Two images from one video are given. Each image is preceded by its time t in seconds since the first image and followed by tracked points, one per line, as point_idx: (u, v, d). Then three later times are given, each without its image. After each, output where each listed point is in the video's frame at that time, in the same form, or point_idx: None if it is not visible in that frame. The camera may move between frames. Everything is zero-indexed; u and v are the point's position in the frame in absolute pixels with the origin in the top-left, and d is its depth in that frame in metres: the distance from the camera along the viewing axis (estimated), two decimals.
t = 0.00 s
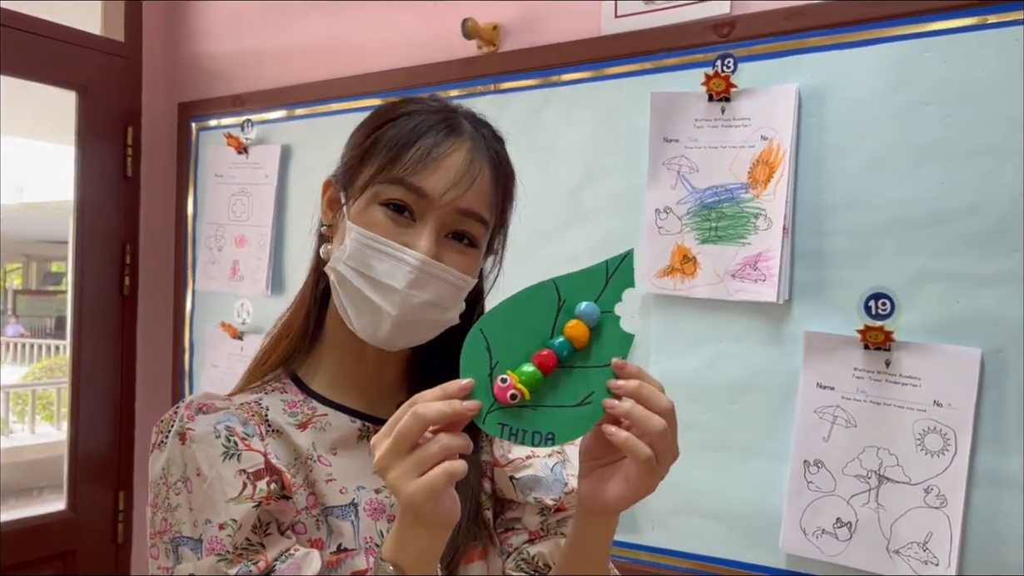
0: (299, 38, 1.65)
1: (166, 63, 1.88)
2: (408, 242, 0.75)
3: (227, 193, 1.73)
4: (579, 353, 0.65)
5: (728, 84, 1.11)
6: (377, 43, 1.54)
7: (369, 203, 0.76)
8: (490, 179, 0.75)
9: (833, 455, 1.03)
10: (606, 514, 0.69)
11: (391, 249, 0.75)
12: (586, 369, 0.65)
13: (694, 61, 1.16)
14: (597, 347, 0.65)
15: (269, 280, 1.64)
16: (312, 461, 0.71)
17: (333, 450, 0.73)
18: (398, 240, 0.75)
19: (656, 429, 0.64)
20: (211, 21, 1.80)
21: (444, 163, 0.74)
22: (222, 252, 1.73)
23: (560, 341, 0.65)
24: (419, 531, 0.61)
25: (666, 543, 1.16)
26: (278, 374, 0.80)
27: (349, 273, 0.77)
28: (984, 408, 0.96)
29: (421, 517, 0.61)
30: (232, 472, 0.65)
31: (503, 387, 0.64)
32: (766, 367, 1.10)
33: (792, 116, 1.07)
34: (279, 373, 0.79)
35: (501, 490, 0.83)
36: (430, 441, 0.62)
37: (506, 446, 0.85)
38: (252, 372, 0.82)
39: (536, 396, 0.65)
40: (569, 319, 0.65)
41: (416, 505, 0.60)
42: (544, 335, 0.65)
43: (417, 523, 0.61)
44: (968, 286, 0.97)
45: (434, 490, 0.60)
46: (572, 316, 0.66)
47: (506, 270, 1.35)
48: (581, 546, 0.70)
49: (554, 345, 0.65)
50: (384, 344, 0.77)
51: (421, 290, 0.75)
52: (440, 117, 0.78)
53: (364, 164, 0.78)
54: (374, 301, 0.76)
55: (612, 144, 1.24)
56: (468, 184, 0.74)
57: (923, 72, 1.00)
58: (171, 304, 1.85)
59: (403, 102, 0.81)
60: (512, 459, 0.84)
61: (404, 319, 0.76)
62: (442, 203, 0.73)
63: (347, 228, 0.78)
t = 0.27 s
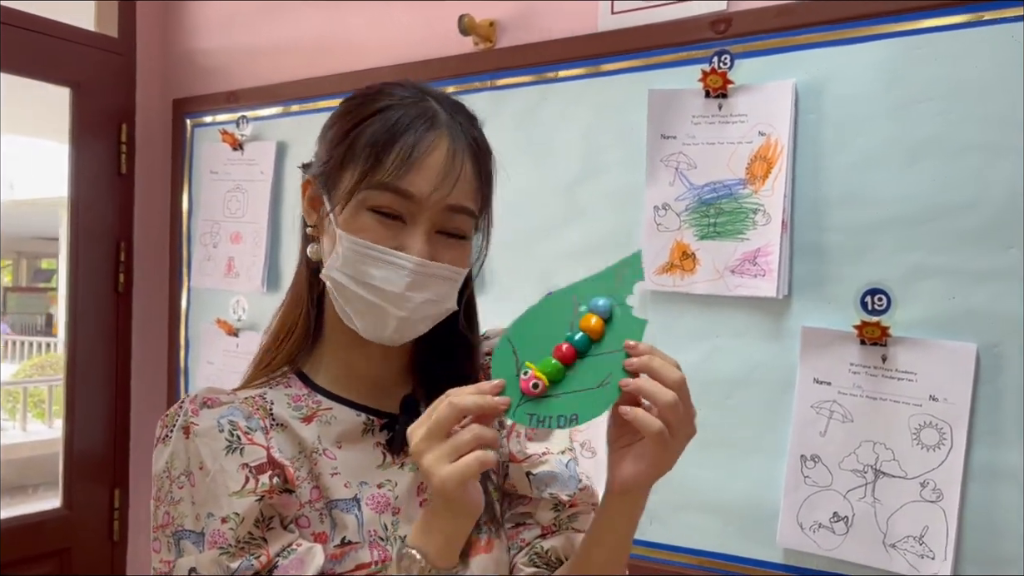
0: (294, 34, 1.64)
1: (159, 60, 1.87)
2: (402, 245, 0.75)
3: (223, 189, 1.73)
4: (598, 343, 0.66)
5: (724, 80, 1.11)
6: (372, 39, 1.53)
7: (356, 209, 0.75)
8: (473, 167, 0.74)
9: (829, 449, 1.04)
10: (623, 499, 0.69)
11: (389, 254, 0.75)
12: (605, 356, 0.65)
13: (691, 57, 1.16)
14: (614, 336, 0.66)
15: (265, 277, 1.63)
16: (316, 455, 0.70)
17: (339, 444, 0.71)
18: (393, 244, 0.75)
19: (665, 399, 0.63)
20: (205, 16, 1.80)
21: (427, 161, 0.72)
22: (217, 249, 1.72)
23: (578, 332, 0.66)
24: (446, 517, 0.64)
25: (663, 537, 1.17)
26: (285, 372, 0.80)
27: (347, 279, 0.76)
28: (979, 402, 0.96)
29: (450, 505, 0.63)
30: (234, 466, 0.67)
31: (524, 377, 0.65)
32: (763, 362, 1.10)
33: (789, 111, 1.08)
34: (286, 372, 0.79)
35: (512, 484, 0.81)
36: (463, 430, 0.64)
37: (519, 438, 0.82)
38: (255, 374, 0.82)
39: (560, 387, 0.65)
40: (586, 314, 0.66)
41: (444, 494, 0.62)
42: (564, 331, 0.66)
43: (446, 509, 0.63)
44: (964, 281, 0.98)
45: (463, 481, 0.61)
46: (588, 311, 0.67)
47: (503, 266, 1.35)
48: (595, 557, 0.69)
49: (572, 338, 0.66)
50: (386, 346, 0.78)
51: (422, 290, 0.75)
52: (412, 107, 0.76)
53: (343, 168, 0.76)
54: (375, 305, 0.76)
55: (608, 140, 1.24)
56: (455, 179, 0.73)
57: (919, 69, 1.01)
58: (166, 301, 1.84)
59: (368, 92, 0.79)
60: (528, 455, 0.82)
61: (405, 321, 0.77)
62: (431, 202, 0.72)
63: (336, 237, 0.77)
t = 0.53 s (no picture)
0: (291, 29, 1.65)
1: (156, 55, 1.87)
2: (433, 257, 0.76)
3: (221, 185, 1.73)
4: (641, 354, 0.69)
5: (722, 76, 1.13)
6: (370, 34, 1.54)
7: (384, 234, 0.74)
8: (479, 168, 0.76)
9: (826, 439, 1.05)
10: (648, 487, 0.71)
11: (422, 269, 0.76)
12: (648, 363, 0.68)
13: (688, 53, 1.17)
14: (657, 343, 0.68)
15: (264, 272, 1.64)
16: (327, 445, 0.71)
17: (349, 434, 0.73)
18: (422, 259, 0.76)
19: (681, 397, 0.65)
20: (201, 12, 1.80)
21: (447, 178, 0.73)
22: (215, 244, 1.72)
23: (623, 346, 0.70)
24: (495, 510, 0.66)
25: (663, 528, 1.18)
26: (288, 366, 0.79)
27: (380, 299, 0.75)
28: (973, 392, 0.98)
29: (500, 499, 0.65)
30: (249, 458, 0.66)
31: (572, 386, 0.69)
32: (761, 354, 1.12)
33: (786, 107, 1.09)
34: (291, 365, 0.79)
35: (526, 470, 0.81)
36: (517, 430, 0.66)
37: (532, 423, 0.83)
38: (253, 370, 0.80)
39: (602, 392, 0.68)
40: (631, 328, 0.70)
41: (491, 484, 0.64)
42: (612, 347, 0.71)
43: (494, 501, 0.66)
44: (958, 274, 1.00)
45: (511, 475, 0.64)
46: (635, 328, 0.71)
47: (503, 260, 1.36)
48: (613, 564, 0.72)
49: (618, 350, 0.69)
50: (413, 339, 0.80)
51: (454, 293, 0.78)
52: (405, 116, 0.73)
53: (351, 191, 0.74)
54: (411, 315, 0.77)
55: (607, 135, 1.25)
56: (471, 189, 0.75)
57: (914, 65, 1.02)
58: (163, 296, 1.84)
59: (342, 100, 0.74)
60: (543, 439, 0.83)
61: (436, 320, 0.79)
62: (456, 214, 0.74)
63: (357, 262, 0.76)
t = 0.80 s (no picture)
0: (294, 23, 1.66)
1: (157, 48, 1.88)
2: (439, 239, 0.74)
3: (223, 177, 1.75)
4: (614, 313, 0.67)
5: (724, 70, 1.15)
6: (373, 28, 1.55)
7: (389, 219, 0.73)
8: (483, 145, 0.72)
9: (825, 424, 1.08)
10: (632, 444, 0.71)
11: (428, 253, 0.74)
12: (626, 323, 0.66)
13: (689, 47, 1.20)
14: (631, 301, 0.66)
15: (268, 264, 1.65)
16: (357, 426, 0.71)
17: (378, 415, 0.73)
18: (428, 243, 0.74)
19: (682, 351, 0.68)
20: (202, 5, 1.81)
21: (446, 157, 0.69)
22: (218, 235, 1.74)
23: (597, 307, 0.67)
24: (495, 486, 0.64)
25: (665, 511, 1.21)
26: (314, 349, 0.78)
27: (392, 282, 0.75)
28: (967, 377, 1.01)
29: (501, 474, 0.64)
30: (285, 438, 0.67)
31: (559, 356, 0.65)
32: (761, 341, 1.14)
33: (786, 100, 1.12)
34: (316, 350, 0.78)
35: (545, 453, 0.82)
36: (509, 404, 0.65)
37: (552, 407, 0.82)
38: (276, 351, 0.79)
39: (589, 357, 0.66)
40: (597, 288, 0.67)
41: (491, 461, 0.63)
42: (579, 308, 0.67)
43: (492, 477, 0.64)
44: (952, 262, 1.03)
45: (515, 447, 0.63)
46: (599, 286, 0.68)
47: (506, 251, 1.38)
48: (592, 538, 0.73)
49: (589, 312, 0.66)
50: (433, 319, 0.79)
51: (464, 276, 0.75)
52: (405, 100, 0.71)
53: (357, 180, 0.72)
54: (422, 299, 0.75)
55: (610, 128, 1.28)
56: (473, 167, 0.71)
57: (910, 59, 1.05)
58: (165, 288, 1.85)
59: (347, 90, 0.73)
60: (563, 423, 0.82)
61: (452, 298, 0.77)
62: (458, 196, 0.71)
63: (366, 250, 0.75)
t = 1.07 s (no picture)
0: (299, 20, 1.68)
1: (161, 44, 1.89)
2: (433, 230, 0.75)
3: (229, 172, 1.76)
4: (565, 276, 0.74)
5: (727, 68, 1.18)
6: (378, 26, 1.58)
7: (387, 207, 0.76)
8: (481, 140, 0.74)
9: (826, 412, 1.11)
10: (587, 399, 0.76)
11: (422, 242, 0.75)
12: (570, 288, 0.74)
13: (693, 46, 1.22)
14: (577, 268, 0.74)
15: (275, 258, 1.67)
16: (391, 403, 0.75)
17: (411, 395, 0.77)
18: (425, 233, 0.76)
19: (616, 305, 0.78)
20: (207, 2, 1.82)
21: (438, 148, 0.72)
22: (224, 230, 1.75)
23: (551, 271, 0.72)
24: (484, 444, 0.69)
25: (670, 498, 1.24)
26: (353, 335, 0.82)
27: (394, 273, 0.77)
28: (964, 366, 1.04)
29: (490, 430, 0.69)
30: (325, 405, 0.71)
31: (528, 320, 0.71)
32: (764, 332, 1.17)
33: (788, 98, 1.15)
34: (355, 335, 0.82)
35: (558, 441, 0.84)
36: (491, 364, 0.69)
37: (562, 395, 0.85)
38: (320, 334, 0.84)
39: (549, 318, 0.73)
40: (549, 253, 0.73)
41: (486, 415, 0.68)
42: (534, 272, 0.72)
43: (485, 433, 0.69)
44: (950, 255, 1.06)
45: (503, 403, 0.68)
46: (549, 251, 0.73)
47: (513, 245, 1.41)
48: (585, 509, 0.76)
49: (544, 276, 0.72)
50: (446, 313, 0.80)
51: (460, 268, 0.76)
52: (412, 98, 0.75)
53: (366, 172, 0.77)
54: (421, 290, 0.77)
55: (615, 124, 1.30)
56: (464, 160, 0.73)
57: (909, 58, 1.08)
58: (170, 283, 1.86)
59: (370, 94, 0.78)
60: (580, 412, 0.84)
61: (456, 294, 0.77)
62: (450, 186, 0.73)
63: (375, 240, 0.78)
